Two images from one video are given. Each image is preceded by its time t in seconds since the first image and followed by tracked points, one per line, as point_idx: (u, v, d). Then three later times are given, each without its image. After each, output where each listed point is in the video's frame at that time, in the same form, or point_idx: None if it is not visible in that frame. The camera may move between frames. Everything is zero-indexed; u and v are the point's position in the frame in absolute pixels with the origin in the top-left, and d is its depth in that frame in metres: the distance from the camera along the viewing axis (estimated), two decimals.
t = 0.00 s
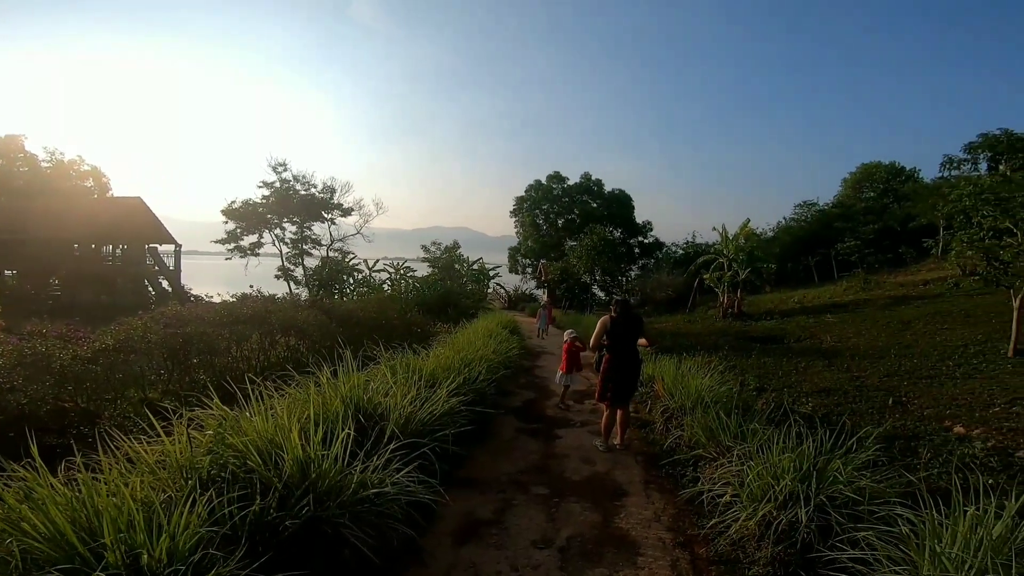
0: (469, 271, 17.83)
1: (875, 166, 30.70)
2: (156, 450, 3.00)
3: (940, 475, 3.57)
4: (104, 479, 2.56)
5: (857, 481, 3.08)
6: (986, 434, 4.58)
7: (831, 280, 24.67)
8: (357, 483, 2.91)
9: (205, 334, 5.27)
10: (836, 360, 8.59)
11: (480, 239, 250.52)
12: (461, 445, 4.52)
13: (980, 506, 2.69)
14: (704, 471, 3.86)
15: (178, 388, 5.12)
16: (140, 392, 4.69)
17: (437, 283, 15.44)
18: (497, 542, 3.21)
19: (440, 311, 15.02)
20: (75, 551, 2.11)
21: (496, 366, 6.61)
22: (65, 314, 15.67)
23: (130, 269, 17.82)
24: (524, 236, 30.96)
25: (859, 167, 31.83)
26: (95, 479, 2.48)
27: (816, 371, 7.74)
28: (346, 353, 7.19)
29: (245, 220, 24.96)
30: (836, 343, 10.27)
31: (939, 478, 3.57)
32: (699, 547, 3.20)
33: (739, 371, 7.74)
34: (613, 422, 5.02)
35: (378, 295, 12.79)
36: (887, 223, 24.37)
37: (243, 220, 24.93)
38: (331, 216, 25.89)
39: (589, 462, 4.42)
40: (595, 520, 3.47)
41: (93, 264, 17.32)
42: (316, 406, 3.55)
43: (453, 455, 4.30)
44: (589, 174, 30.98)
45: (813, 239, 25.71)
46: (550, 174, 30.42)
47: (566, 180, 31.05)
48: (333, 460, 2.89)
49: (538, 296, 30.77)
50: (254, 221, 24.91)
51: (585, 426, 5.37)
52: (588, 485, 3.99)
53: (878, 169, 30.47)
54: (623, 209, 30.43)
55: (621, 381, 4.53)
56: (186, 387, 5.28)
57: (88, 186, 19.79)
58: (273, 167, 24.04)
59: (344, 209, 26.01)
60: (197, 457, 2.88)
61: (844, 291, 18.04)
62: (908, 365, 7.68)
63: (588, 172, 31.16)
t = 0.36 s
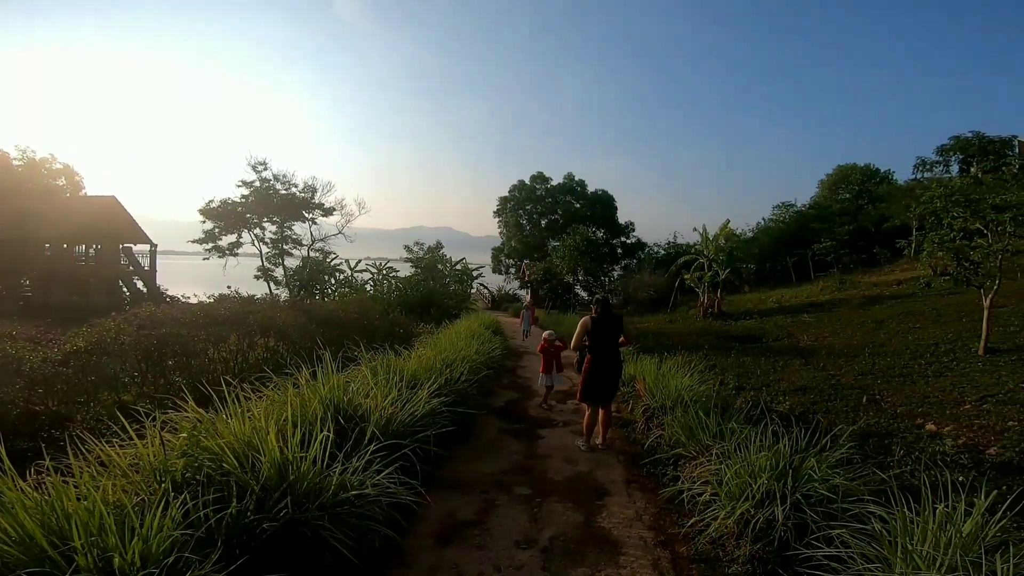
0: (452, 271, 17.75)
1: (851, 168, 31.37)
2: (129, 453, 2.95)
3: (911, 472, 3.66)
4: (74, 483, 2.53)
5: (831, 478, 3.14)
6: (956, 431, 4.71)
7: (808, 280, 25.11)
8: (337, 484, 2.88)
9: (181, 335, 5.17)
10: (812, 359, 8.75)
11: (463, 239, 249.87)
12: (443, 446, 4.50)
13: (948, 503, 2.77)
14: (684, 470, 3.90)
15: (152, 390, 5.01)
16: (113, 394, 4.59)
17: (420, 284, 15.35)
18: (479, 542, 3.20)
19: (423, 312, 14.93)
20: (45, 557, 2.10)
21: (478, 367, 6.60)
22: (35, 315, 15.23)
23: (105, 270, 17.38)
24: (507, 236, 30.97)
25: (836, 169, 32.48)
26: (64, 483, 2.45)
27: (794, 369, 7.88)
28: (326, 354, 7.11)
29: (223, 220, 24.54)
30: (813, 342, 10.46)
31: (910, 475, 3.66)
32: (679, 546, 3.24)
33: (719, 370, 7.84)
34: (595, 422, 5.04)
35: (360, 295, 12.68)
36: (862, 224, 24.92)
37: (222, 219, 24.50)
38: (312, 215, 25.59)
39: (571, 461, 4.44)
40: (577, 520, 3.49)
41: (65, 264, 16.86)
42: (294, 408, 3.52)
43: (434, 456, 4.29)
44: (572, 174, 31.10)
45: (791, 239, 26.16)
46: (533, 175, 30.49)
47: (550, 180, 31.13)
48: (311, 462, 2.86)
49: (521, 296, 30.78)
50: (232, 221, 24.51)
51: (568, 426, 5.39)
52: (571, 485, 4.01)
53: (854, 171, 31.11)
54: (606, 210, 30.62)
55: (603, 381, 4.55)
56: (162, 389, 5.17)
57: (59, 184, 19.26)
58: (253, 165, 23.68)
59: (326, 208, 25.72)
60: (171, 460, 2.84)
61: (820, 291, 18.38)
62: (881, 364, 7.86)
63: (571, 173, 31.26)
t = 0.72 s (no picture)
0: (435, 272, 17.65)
1: (827, 170, 32.07)
2: (100, 456, 2.87)
3: (883, 470, 3.74)
4: (43, 487, 2.47)
5: (806, 476, 3.19)
6: (927, 428, 4.84)
7: (785, 280, 25.55)
8: (315, 487, 2.85)
9: (155, 336, 5.05)
10: (789, 358, 8.91)
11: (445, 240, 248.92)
12: (425, 448, 4.47)
13: (919, 501, 2.83)
14: (664, 469, 3.93)
15: (125, 393, 4.89)
16: (85, 397, 4.48)
17: (402, 284, 15.25)
18: (462, 544, 3.18)
19: (404, 313, 14.84)
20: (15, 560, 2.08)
21: (460, 368, 6.57)
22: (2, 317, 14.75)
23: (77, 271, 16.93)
24: (489, 237, 30.95)
25: (812, 172, 33.16)
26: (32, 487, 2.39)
27: (771, 369, 8.01)
28: (306, 355, 7.02)
29: (200, 220, 24.07)
30: (790, 341, 10.66)
31: (882, 472, 3.75)
32: (660, 544, 3.26)
33: (698, 370, 7.93)
34: (577, 422, 5.06)
35: (340, 296, 12.56)
36: (836, 226, 25.48)
37: (198, 220, 24.03)
38: (292, 215, 25.25)
39: (553, 462, 4.45)
40: (559, 520, 3.49)
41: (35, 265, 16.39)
42: (272, 410, 3.46)
43: (416, 458, 4.25)
44: (555, 175, 31.21)
45: (768, 240, 26.63)
46: (516, 175, 30.53)
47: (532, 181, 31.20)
48: (289, 463, 2.82)
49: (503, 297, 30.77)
50: (209, 221, 24.06)
51: (550, 426, 5.40)
52: (553, 485, 4.01)
53: (829, 174, 31.81)
54: (588, 211, 30.78)
55: (584, 381, 4.57)
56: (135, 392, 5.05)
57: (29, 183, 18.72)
58: (231, 165, 23.31)
59: (306, 208, 25.41)
60: (144, 464, 2.78)
61: (797, 291, 18.73)
62: (855, 362, 8.05)
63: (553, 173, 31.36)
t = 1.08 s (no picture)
0: (418, 272, 17.56)
1: (805, 173, 32.70)
2: (71, 458, 2.81)
3: (856, 468, 3.83)
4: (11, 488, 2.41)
5: (781, 474, 3.26)
6: (899, 426, 4.96)
7: (765, 280, 25.97)
8: (294, 487, 2.82)
9: (129, 336, 4.94)
10: (767, 358, 9.07)
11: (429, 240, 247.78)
12: (406, 448, 4.45)
13: (891, 498, 2.89)
14: (645, 468, 3.97)
15: (98, 394, 4.78)
16: (57, 399, 4.36)
17: (385, 284, 15.16)
18: (444, 543, 3.17)
19: (387, 313, 14.74)
20: None
21: (442, 369, 6.56)
22: None
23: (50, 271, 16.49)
24: (473, 237, 30.91)
25: (790, 174, 33.79)
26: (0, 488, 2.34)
27: (750, 368, 8.13)
28: (285, 355, 6.93)
29: (177, 219, 23.58)
30: (767, 341, 10.85)
31: (855, 471, 3.83)
32: (641, 543, 3.29)
33: (679, 369, 8.02)
34: (559, 421, 5.07)
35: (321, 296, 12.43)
36: (814, 227, 25.98)
37: (175, 218, 23.54)
38: (272, 215, 24.91)
39: (536, 461, 4.45)
40: (541, 519, 3.50)
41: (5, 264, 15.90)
42: (251, 410, 3.42)
43: (398, 458, 4.23)
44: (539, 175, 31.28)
45: (748, 241, 27.05)
46: (500, 175, 30.54)
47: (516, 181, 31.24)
48: (267, 464, 2.78)
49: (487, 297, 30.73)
50: (187, 220, 23.59)
51: (533, 426, 5.41)
52: (536, 484, 4.02)
53: (807, 176, 32.42)
54: (572, 211, 30.90)
55: (566, 381, 4.59)
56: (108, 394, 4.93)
57: None
58: (210, 163, 22.92)
59: (287, 207, 25.08)
60: (117, 465, 2.73)
61: (775, 292, 19.06)
62: (831, 361, 8.22)
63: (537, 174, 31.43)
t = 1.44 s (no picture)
0: (402, 270, 17.44)
1: (785, 172, 33.18)
2: (43, 458, 2.75)
3: (831, 464, 3.91)
4: None
5: (758, 470, 3.31)
6: (874, 423, 5.08)
7: (746, 279, 26.32)
8: (274, 486, 2.79)
9: (105, 335, 4.84)
10: (747, 355, 9.21)
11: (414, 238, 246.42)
12: (389, 447, 4.43)
13: (863, 494, 2.95)
14: (626, 465, 4.00)
15: (72, 395, 4.67)
16: (28, 400, 4.25)
17: (369, 282, 15.05)
18: (426, 541, 3.17)
19: (371, 311, 14.63)
20: None
21: (425, 367, 6.53)
22: None
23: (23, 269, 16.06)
24: (458, 235, 30.84)
25: (771, 174, 34.28)
26: None
27: (731, 366, 8.23)
28: (266, 355, 6.84)
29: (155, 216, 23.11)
30: (748, 339, 11.01)
31: (830, 467, 3.91)
32: (623, 540, 3.32)
33: (661, 367, 8.10)
34: (542, 419, 5.08)
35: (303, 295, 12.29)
36: (793, 226, 26.40)
37: (153, 215, 23.07)
38: (254, 212, 24.56)
39: (519, 459, 4.47)
40: (524, 517, 3.51)
41: None
42: (229, 410, 3.37)
43: (380, 457, 4.21)
44: (524, 174, 31.29)
45: (729, 241, 27.40)
46: (485, 174, 30.49)
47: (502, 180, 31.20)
48: (246, 462, 2.75)
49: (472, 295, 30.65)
50: (165, 217, 23.12)
51: (516, 424, 5.42)
52: (519, 482, 4.03)
53: (787, 176, 32.89)
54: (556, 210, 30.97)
55: (549, 379, 4.60)
56: (82, 395, 4.82)
57: None
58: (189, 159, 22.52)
59: (269, 205, 24.75)
60: (91, 465, 2.68)
61: (756, 290, 19.33)
62: (809, 359, 8.37)
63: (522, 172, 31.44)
